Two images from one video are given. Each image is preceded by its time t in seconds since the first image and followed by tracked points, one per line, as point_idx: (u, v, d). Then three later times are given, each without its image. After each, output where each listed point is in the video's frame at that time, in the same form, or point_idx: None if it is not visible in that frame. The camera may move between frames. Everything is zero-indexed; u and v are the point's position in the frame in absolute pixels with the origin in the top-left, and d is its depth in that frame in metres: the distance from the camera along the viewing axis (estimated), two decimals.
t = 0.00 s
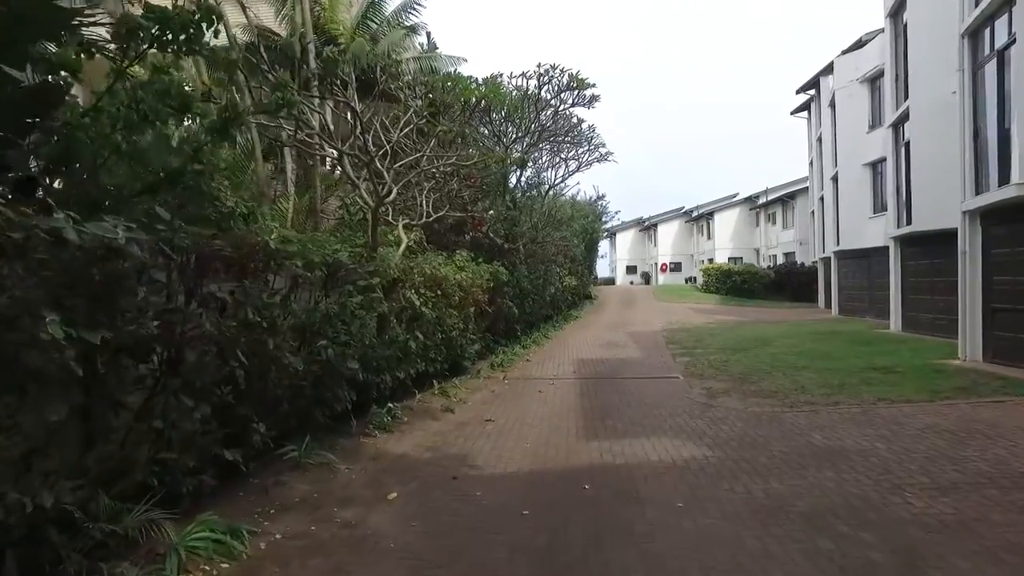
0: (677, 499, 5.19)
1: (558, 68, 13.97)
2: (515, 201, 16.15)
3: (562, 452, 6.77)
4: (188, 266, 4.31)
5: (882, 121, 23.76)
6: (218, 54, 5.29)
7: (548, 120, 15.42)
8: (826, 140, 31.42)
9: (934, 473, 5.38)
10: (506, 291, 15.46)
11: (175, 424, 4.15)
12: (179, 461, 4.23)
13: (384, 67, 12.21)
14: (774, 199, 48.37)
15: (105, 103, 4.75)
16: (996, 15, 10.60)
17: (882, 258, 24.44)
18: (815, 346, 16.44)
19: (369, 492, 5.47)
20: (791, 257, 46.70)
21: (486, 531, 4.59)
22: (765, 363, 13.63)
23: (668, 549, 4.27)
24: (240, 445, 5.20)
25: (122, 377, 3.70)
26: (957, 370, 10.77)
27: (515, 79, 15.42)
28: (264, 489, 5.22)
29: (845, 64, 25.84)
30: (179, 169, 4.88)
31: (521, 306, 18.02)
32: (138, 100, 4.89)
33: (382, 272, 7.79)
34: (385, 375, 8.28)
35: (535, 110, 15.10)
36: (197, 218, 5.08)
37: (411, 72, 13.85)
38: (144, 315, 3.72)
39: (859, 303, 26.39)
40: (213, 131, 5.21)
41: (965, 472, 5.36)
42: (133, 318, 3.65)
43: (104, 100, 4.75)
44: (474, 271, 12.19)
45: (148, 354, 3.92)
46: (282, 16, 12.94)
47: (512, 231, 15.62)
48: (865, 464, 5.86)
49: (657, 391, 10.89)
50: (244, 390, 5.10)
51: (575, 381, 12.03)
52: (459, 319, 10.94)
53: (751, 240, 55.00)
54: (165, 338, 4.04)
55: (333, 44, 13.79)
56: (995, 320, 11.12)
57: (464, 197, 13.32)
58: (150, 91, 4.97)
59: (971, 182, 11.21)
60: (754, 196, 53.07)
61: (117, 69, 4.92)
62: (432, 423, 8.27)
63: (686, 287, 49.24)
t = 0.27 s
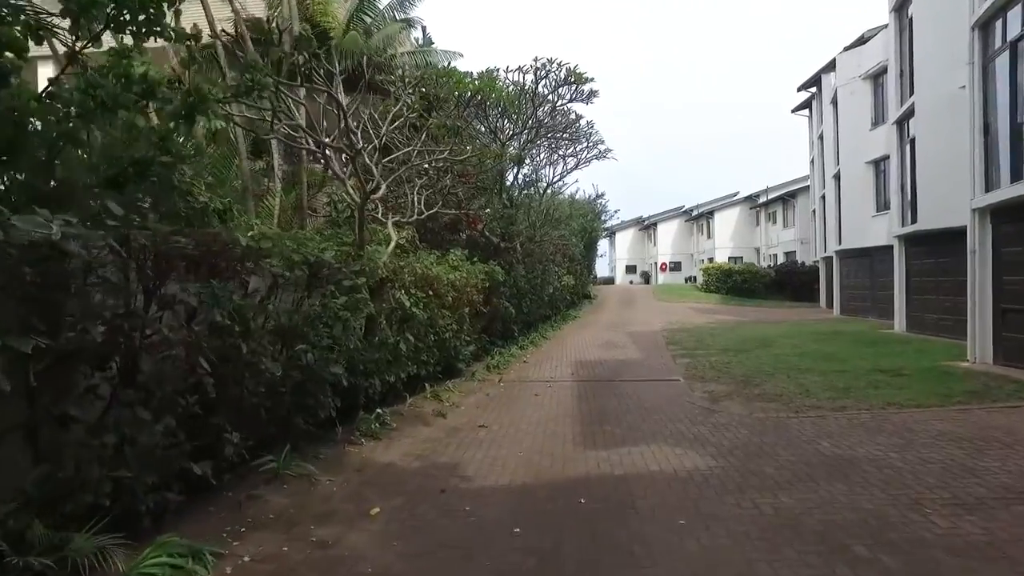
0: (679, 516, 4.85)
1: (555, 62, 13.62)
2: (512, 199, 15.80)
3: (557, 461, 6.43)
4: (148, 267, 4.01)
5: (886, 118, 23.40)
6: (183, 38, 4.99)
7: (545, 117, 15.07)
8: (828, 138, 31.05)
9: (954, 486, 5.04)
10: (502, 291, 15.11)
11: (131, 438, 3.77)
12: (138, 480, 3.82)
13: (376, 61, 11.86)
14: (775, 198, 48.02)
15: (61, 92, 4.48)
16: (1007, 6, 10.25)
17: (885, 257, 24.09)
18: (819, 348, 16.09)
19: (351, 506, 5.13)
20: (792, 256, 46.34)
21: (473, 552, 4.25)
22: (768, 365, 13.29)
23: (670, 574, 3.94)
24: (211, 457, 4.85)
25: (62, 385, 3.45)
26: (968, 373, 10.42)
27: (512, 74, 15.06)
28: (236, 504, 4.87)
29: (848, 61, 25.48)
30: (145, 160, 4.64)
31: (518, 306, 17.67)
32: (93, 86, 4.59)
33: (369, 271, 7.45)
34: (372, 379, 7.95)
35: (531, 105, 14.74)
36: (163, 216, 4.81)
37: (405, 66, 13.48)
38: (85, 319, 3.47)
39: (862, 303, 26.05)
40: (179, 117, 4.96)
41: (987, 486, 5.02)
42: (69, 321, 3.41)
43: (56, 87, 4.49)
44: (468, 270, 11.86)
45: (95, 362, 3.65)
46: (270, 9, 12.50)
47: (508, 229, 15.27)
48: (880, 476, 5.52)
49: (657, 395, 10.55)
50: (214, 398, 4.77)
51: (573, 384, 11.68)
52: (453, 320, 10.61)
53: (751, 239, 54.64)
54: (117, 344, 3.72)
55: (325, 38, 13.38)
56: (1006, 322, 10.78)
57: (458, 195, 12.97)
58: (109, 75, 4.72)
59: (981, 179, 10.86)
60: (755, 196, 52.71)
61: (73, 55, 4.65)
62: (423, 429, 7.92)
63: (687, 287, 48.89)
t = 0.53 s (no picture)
0: (684, 530, 4.55)
1: (553, 56, 13.30)
2: (510, 196, 15.49)
3: (553, 468, 6.13)
4: (104, 259, 3.82)
5: (889, 116, 23.08)
6: (147, 14, 4.66)
7: (544, 113, 14.76)
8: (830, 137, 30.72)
9: (976, 498, 4.74)
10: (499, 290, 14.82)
11: (86, 449, 3.48)
12: (94, 495, 3.54)
13: (369, 53, 11.53)
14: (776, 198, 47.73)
15: (17, 71, 4.15)
16: None
17: (889, 257, 23.79)
18: (822, 348, 15.78)
19: (333, 518, 4.82)
20: (793, 256, 46.05)
21: (461, 571, 3.94)
22: (771, 367, 12.98)
23: None
24: (182, 466, 4.56)
25: (10, 392, 3.15)
26: (978, 375, 10.13)
27: (509, 68, 14.73)
28: (209, 517, 4.57)
29: (851, 58, 25.18)
30: (114, 149, 4.36)
31: (516, 306, 17.36)
32: (54, 67, 4.24)
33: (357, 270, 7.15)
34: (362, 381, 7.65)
35: (529, 100, 14.43)
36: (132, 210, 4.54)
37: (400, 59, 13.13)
38: (25, 318, 3.19)
39: (865, 303, 25.75)
40: (145, 99, 4.66)
41: (1011, 497, 4.72)
42: (6, 321, 3.11)
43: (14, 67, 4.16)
44: (464, 269, 11.56)
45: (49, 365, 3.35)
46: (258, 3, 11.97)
47: (506, 228, 14.96)
48: (895, 485, 5.22)
49: (658, 397, 10.24)
50: (186, 404, 4.48)
51: (572, 387, 11.40)
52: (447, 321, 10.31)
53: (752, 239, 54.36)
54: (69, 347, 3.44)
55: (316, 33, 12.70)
56: (1017, 322, 10.48)
57: (454, 192, 12.66)
58: (68, 56, 4.31)
59: (992, 175, 10.56)
60: (756, 195, 52.48)
61: (29, 34, 4.36)
62: (414, 434, 7.62)
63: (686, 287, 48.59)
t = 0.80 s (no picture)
0: (692, 553, 4.20)
1: (552, 50, 12.96)
2: (507, 195, 15.15)
3: (550, 481, 5.80)
4: (48, 258, 3.63)
5: (893, 114, 22.77)
6: None
7: (542, 109, 14.42)
8: (832, 135, 30.38)
9: (1008, 517, 4.39)
10: (496, 291, 14.47)
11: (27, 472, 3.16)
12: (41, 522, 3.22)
13: (362, 47, 11.20)
14: (777, 197, 47.42)
15: None
16: None
17: (893, 257, 23.46)
18: (828, 351, 15.42)
19: (314, 538, 4.47)
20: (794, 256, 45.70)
21: None
22: (776, 370, 12.62)
23: None
24: (149, 485, 4.21)
25: None
26: (992, 379, 9.79)
27: (507, 63, 14.39)
28: (176, 539, 4.21)
29: (854, 55, 24.87)
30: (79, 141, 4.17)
31: (514, 307, 17.00)
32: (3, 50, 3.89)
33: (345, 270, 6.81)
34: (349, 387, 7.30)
35: (527, 96, 14.09)
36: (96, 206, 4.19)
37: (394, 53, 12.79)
38: None
39: (868, 304, 25.41)
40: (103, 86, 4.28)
41: None
42: None
43: None
44: (459, 268, 11.21)
45: None
46: None
47: (503, 227, 14.61)
48: (918, 501, 4.87)
49: (660, 402, 9.90)
50: (152, 415, 4.15)
51: (571, 391, 11.06)
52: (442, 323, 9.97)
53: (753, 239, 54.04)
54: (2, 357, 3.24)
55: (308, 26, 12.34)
56: None
57: (449, 189, 12.32)
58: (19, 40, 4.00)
59: (1005, 172, 10.22)
60: (756, 195, 52.18)
61: None
62: (405, 443, 7.26)
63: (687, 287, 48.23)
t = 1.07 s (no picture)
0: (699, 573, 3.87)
1: (549, 43, 12.62)
2: (504, 192, 14.82)
3: (546, 492, 5.47)
4: None
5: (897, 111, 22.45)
6: None
7: (540, 104, 14.09)
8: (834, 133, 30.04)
9: None
10: (493, 291, 14.14)
11: None
12: None
13: (354, 39, 10.86)
14: (777, 197, 47.10)
15: None
16: None
17: (896, 257, 23.13)
18: (832, 352, 15.09)
19: (290, 556, 4.14)
20: (795, 255, 45.38)
21: None
22: (781, 372, 12.28)
23: None
24: (107, 500, 3.89)
25: None
26: (1005, 381, 9.47)
27: (504, 57, 14.06)
28: (138, 559, 3.88)
29: (857, 52, 24.56)
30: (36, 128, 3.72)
31: (512, 307, 16.66)
32: None
33: (327, 268, 6.48)
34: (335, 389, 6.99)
35: (525, 91, 13.76)
36: (57, 196, 3.82)
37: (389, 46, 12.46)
38: None
39: (872, 304, 25.08)
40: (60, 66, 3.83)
41: None
42: None
43: None
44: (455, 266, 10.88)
45: None
46: None
47: (500, 225, 14.26)
48: (940, 514, 4.55)
49: (662, 405, 9.57)
50: (111, 424, 3.84)
51: (571, 393, 10.75)
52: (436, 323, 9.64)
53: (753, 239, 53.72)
54: None
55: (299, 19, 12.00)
56: None
57: (444, 186, 11.98)
58: None
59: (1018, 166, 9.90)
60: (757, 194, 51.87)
61: None
62: (396, 450, 6.93)
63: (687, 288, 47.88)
